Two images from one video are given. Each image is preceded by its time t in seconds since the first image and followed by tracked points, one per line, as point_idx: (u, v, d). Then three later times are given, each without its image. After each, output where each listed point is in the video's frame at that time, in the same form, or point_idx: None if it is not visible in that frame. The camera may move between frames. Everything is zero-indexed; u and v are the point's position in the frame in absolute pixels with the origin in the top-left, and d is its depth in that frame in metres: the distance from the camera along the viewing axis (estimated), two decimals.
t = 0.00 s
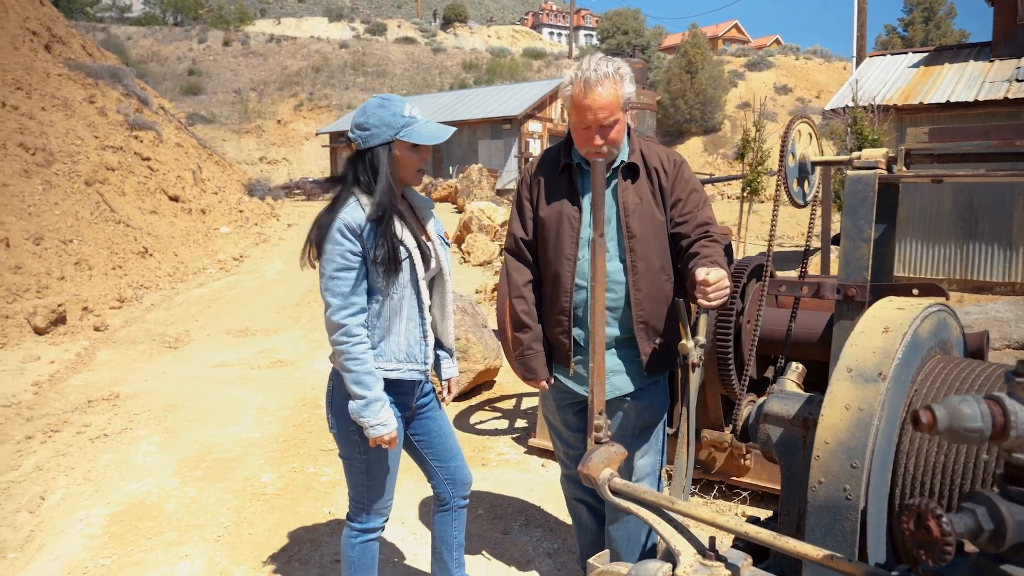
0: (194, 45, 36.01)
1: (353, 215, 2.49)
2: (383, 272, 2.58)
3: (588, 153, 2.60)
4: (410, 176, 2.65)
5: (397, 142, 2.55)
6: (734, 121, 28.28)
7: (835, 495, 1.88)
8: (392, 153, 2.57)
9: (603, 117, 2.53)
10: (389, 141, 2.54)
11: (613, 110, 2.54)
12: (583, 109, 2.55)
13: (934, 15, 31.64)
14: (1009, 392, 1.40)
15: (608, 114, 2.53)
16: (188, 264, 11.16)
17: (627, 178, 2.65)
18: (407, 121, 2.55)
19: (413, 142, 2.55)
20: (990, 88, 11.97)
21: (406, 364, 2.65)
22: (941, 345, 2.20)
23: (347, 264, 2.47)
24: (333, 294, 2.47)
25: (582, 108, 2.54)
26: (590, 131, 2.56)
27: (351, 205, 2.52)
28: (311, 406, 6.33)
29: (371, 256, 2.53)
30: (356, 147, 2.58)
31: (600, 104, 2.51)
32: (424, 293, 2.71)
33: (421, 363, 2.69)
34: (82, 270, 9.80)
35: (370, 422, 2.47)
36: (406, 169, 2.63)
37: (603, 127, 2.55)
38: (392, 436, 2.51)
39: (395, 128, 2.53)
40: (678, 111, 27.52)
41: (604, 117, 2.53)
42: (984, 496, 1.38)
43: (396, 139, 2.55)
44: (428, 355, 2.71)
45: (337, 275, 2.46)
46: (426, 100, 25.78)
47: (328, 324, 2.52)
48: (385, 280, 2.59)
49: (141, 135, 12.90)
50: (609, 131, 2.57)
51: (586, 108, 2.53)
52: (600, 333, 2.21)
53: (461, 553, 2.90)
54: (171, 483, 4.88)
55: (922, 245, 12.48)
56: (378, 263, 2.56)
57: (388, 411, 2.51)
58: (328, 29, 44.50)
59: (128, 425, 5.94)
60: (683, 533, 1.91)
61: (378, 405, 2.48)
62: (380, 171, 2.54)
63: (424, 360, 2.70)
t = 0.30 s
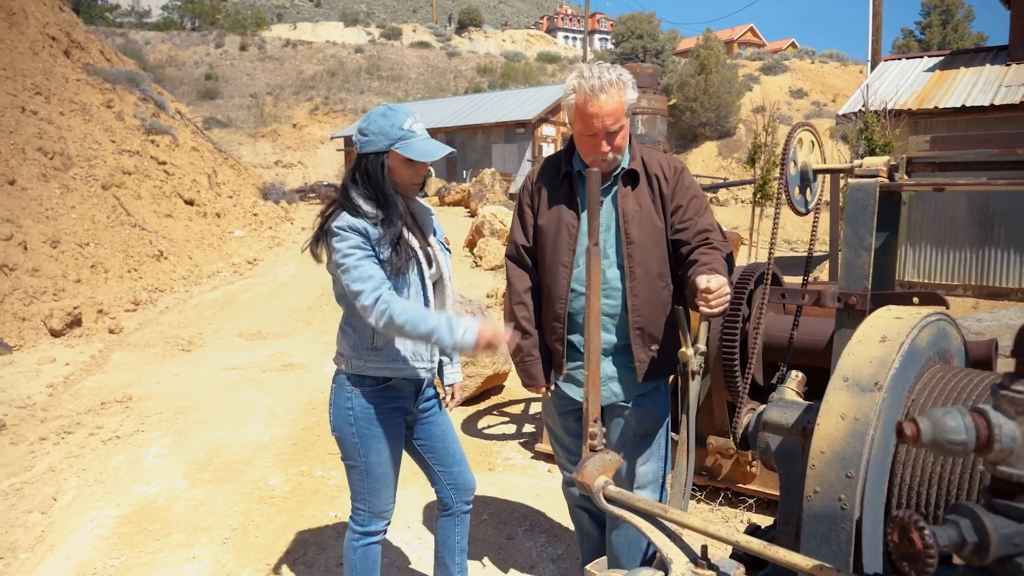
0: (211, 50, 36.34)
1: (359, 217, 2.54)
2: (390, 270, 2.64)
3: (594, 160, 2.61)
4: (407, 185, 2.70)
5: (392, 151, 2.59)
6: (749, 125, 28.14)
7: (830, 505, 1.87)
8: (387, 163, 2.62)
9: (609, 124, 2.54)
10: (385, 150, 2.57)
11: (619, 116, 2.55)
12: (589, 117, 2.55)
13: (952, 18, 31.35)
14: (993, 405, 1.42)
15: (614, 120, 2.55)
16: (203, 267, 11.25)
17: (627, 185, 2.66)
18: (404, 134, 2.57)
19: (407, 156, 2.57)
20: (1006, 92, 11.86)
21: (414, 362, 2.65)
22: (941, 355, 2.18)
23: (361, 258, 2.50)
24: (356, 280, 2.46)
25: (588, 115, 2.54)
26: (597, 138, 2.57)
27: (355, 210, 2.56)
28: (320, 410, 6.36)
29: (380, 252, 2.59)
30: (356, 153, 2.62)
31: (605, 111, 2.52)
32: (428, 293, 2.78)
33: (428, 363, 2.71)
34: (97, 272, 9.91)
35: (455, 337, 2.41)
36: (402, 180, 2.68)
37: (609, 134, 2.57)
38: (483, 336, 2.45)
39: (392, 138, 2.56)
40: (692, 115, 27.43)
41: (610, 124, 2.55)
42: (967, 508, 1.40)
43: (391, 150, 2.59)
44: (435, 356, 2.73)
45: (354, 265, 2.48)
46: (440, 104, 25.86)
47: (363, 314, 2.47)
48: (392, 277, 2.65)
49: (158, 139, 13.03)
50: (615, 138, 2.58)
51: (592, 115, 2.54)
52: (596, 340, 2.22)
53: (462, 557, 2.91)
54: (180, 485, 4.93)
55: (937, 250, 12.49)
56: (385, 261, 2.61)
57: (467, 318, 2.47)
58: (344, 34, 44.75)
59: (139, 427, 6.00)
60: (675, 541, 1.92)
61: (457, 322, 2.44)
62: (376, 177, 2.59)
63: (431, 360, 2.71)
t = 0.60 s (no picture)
0: (215, 50, 36.44)
1: (359, 216, 2.59)
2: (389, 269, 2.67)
3: (587, 161, 2.64)
4: (403, 188, 2.71)
5: (388, 155, 2.62)
6: (753, 125, 28.11)
7: (815, 505, 1.89)
8: (383, 166, 2.64)
9: (602, 125, 2.57)
10: (381, 152, 2.60)
11: (611, 118, 2.58)
12: (582, 119, 2.58)
13: (956, 17, 31.26)
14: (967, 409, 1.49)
15: (606, 122, 2.57)
16: (206, 267, 11.29)
17: (618, 186, 2.69)
18: (401, 139, 2.59)
19: (403, 160, 2.60)
20: (1009, 92, 11.86)
21: (407, 362, 2.66)
22: (929, 356, 2.20)
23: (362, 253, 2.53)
24: (355, 266, 2.47)
25: (581, 116, 2.56)
26: (590, 139, 2.59)
27: (352, 209, 2.60)
28: (321, 410, 6.39)
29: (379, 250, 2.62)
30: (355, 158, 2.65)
31: (597, 113, 2.55)
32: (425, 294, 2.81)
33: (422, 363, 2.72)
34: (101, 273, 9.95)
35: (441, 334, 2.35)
36: (397, 182, 2.68)
37: (602, 135, 2.59)
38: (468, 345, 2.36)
39: (388, 142, 2.59)
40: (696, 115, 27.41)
41: (603, 126, 2.57)
42: (942, 509, 1.46)
43: (388, 153, 2.61)
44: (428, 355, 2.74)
45: (353, 257, 2.49)
46: (444, 104, 25.87)
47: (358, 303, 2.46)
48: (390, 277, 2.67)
49: (162, 140, 13.08)
50: (608, 139, 2.60)
51: (584, 117, 2.56)
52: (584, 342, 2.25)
53: (458, 556, 2.93)
54: (181, 484, 4.97)
55: (939, 250, 12.67)
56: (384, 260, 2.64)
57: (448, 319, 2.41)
58: (348, 34, 44.82)
59: (141, 426, 6.03)
60: (662, 541, 1.96)
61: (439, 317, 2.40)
62: (372, 177, 2.62)
63: (424, 359, 2.72)
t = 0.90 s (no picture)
0: (214, 49, 36.40)
1: (351, 210, 2.57)
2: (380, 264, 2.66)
3: (580, 156, 2.63)
4: (393, 185, 2.69)
5: (381, 150, 2.60)
6: (752, 124, 28.10)
7: (808, 499, 1.88)
8: (376, 160, 2.63)
9: (595, 120, 2.55)
10: (374, 147, 2.59)
11: (604, 113, 2.57)
12: (574, 114, 2.57)
13: (956, 17, 31.25)
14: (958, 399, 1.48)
15: (599, 117, 2.56)
16: (204, 266, 11.27)
17: (610, 181, 2.69)
18: (394, 133, 2.58)
19: (397, 155, 2.57)
20: (1007, 91, 11.87)
21: (399, 355, 2.67)
22: (923, 351, 2.19)
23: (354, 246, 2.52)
24: (345, 263, 2.45)
25: (573, 112, 2.56)
26: (582, 135, 2.58)
27: (343, 203, 2.57)
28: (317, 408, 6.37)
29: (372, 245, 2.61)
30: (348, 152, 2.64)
31: (590, 108, 2.54)
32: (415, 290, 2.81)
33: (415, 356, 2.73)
34: (98, 271, 9.93)
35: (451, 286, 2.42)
36: (389, 178, 2.67)
37: (595, 131, 2.58)
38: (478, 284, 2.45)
39: (382, 136, 2.58)
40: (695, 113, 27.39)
41: (596, 121, 2.56)
42: (933, 501, 1.46)
43: (381, 147, 2.60)
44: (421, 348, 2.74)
45: (346, 250, 2.48)
46: (443, 102, 25.83)
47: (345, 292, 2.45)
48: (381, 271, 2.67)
49: (159, 138, 13.06)
50: (600, 134, 2.59)
51: (577, 112, 2.55)
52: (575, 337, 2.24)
53: (452, 553, 2.92)
54: (176, 481, 4.95)
55: (938, 249, 12.75)
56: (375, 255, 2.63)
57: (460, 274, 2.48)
58: (347, 32, 44.74)
59: (137, 424, 6.02)
60: (653, 535, 1.96)
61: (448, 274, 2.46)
62: (362, 172, 2.60)
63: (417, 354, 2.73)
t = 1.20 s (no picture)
0: (214, 52, 36.45)
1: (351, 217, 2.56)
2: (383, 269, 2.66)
3: (579, 161, 2.63)
4: (393, 186, 2.71)
5: (380, 151, 2.61)
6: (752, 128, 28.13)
7: (808, 506, 1.88)
8: (375, 163, 2.65)
9: (593, 125, 2.56)
10: (372, 148, 2.59)
11: (602, 118, 2.57)
12: (573, 119, 2.57)
13: (955, 21, 31.29)
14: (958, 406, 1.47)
15: (596, 122, 2.56)
16: (204, 269, 11.27)
17: (609, 185, 2.70)
18: (390, 133, 2.59)
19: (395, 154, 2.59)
20: (1006, 95, 11.90)
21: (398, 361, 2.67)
22: (922, 357, 2.19)
23: (353, 257, 2.54)
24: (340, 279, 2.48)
25: (572, 117, 2.56)
26: (581, 139, 2.59)
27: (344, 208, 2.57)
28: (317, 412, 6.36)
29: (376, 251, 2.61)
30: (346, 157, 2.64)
31: (588, 113, 2.54)
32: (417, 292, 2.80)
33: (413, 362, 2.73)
34: (98, 274, 9.92)
35: (396, 386, 2.38)
36: (389, 179, 2.69)
37: (593, 136, 2.58)
38: (422, 398, 2.39)
39: (378, 138, 2.58)
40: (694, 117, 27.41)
41: (594, 126, 2.56)
42: (932, 508, 1.46)
43: (378, 149, 2.62)
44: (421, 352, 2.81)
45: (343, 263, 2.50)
46: (443, 106, 25.84)
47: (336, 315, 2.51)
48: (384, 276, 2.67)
49: (160, 141, 13.07)
50: (598, 138, 2.60)
51: (575, 117, 2.56)
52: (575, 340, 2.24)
53: (450, 557, 2.91)
54: (175, 485, 4.94)
55: (937, 253, 12.76)
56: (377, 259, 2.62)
57: (413, 374, 2.43)
58: (347, 36, 44.82)
59: (136, 428, 6.01)
60: (653, 541, 1.96)
61: (403, 368, 2.42)
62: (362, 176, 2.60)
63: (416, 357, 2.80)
